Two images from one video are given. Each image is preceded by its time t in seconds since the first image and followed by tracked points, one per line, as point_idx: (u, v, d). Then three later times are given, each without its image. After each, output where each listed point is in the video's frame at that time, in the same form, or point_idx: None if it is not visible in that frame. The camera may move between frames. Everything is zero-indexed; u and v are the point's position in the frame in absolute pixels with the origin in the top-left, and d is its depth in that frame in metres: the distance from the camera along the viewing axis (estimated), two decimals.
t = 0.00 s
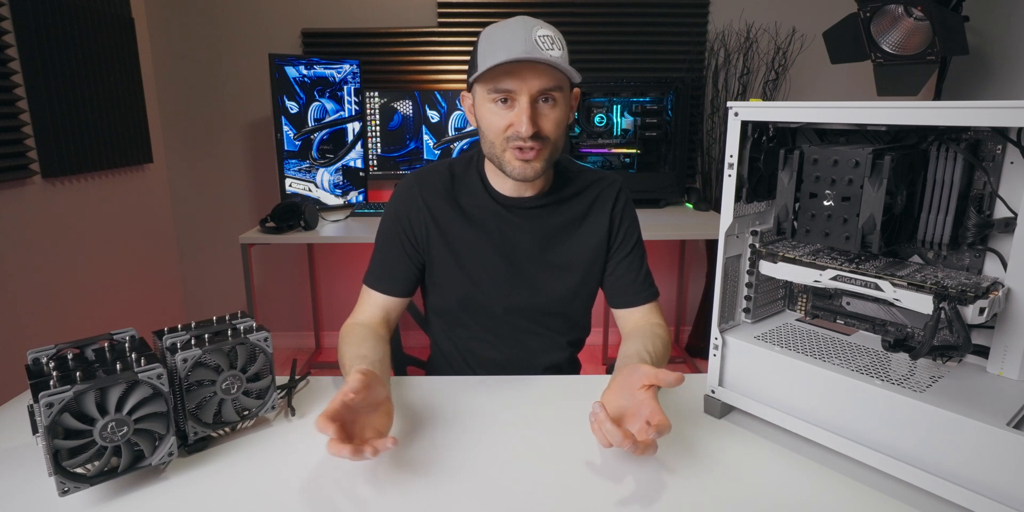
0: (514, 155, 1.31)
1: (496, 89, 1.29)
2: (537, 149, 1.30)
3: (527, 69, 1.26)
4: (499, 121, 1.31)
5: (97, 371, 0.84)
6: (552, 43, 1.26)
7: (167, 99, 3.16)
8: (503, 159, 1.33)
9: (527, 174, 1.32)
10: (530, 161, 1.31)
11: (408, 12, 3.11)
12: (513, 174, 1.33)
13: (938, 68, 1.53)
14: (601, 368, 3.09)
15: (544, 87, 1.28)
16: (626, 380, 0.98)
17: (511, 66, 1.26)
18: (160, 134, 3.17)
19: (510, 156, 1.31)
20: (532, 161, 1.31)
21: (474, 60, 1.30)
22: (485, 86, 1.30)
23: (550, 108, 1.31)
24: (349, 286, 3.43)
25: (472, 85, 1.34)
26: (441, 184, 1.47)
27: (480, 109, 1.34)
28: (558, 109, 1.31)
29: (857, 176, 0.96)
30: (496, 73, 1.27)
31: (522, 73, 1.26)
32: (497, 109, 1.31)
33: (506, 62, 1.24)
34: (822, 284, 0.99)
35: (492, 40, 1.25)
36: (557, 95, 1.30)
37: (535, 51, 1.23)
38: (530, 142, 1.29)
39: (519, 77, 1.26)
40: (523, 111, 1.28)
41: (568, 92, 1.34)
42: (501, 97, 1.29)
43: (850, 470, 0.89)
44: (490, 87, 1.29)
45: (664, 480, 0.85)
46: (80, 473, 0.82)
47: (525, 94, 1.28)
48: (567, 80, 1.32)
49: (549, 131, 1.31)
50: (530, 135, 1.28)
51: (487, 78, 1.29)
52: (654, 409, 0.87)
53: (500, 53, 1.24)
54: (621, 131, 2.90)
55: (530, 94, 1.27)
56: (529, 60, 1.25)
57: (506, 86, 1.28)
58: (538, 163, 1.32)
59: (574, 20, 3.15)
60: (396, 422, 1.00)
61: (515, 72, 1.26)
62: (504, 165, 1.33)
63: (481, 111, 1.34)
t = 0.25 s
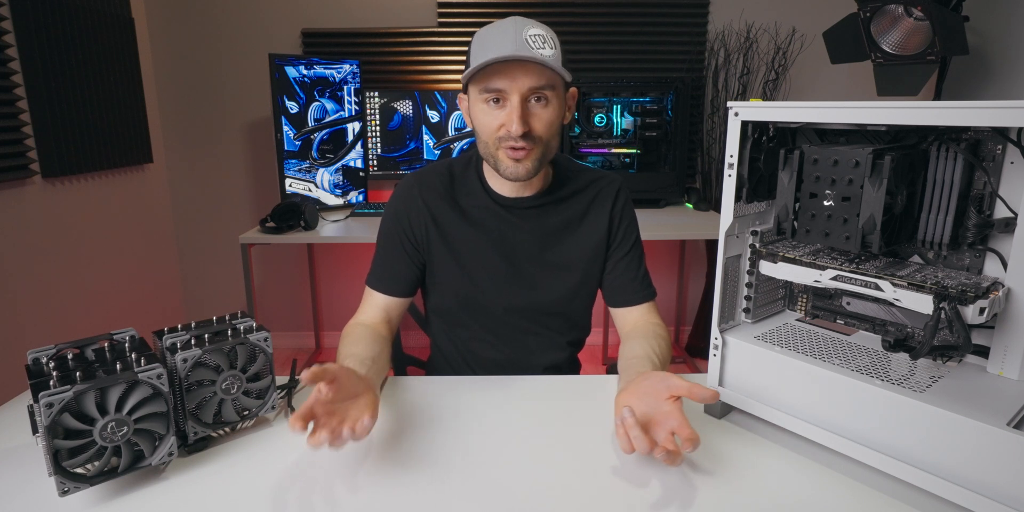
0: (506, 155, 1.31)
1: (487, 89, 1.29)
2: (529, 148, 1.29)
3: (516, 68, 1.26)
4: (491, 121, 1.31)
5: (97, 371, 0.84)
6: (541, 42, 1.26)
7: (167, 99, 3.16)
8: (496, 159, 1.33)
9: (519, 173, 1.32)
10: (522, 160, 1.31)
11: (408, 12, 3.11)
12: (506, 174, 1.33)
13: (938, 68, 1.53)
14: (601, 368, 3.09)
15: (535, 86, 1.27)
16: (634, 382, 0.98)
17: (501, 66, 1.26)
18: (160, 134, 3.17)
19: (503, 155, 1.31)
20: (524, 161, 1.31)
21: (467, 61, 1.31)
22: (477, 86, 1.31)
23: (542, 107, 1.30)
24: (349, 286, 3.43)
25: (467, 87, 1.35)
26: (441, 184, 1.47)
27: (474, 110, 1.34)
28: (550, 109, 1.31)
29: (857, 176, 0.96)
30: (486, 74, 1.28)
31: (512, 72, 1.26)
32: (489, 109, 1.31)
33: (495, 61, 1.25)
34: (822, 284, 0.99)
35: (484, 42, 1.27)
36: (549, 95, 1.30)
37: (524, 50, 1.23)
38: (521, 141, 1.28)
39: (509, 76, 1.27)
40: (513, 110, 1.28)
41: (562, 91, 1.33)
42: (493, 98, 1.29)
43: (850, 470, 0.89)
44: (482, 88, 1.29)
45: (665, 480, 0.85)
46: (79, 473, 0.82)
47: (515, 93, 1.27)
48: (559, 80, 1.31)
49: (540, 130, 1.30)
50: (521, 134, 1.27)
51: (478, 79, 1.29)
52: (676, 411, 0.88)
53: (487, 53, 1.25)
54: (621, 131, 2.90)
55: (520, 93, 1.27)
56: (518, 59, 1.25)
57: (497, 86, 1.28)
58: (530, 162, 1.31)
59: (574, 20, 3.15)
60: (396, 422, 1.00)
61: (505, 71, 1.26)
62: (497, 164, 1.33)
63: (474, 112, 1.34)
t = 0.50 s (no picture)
0: (503, 155, 1.31)
1: (483, 90, 1.29)
2: (525, 149, 1.30)
3: (511, 68, 1.25)
4: (487, 122, 1.31)
5: (97, 371, 0.84)
6: (536, 42, 1.25)
7: (167, 99, 3.16)
8: (492, 160, 1.33)
9: (516, 174, 1.32)
10: (518, 160, 1.31)
11: (408, 12, 3.11)
12: (503, 174, 1.34)
13: (938, 68, 1.54)
14: (601, 368, 3.09)
15: (530, 86, 1.27)
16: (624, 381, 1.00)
17: (496, 67, 1.26)
18: (160, 135, 3.17)
19: (500, 156, 1.31)
20: (521, 161, 1.31)
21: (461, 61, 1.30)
22: (473, 87, 1.30)
23: (537, 107, 1.30)
24: (349, 286, 3.43)
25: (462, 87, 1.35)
26: (441, 184, 1.47)
27: (469, 110, 1.34)
28: (546, 108, 1.30)
29: (857, 176, 0.96)
30: (481, 75, 1.27)
31: (507, 72, 1.26)
32: (485, 110, 1.31)
33: (490, 62, 1.24)
34: (822, 284, 0.99)
35: (478, 42, 1.26)
36: (545, 94, 1.29)
37: (518, 50, 1.23)
38: (517, 142, 1.28)
39: (504, 77, 1.26)
40: (509, 111, 1.28)
41: (557, 90, 1.32)
42: (488, 98, 1.29)
43: (850, 470, 0.89)
44: (477, 89, 1.29)
45: (664, 480, 0.85)
46: (79, 473, 0.82)
47: (510, 94, 1.27)
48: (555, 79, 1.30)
49: (536, 130, 1.30)
50: (517, 135, 1.28)
51: (474, 79, 1.29)
52: (659, 405, 0.90)
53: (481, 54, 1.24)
54: (621, 131, 2.90)
55: (516, 94, 1.27)
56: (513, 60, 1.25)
57: (492, 87, 1.28)
58: (526, 163, 1.31)
59: (574, 21, 3.15)
60: (395, 421, 1.00)
61: (500, 72, 1.26)
62: (495, 165, 1.33)
63: (470, 112, 1.34)
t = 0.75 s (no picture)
0: (504, 152, 1.31)
1: (483, 87, 1.29)
2: (526, 145, 1.29)
3: (511, 64, 1.26)
4: (487, 119, 1.31)
5: (97, 371, 0.84)
6: (536, 39, 1.25)
7: (167, 99, 3.16)
8: (494, 156, 1.33)
9: (517, 171, 1.32)
10: (519, 157, 1.31)
11: (408, 12, 3.11)
12: (504, 171, 1.33)
13: (938, 68, 1.54)
14: (601, 368, 3.09)
15: (530, 82, 1.27)
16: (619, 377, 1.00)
17: (496, 63, 1.26)
18: (160, 134, 3.17)
19: (500, 153, 1.31)
20: (522, 158, 1.31)
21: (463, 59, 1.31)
22: (473, 84, 1.31)
23: (537, 103, 1.29)
24: (348, 286, 3.43)
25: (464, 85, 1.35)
26: (441, 183, 1.47)
27: (471, 107, 1.35)
28: (546, 104, 1.30)
29: (857, 176, 0.96)
30: (482, 71, 1.28)
31: (507, 68, 1.26)
32: (485, 106, 1.31)
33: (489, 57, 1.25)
34: (822, 284, 0.99)
35: (479, 39, 1.27)
36: (545, 90, 1.29)
37: (518, 45, 1.23)
38: (518, 137, 1.28)
39: (504, 73, 1.27)
40: (509, 106, 1.28)
41: (558, 86, 1.32)
42: (488, 95, 1.30)
43: (850, 470, 0.89)
44: (477, 85, 1.29)
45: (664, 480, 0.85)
46: (79, 473, 0.82)
47: (510, 89, 1.27)
48: (555, 75, 1.30)
49: (536, 126, 1.29)
50: (517, 131, 1.28)
51: (475, 76, 1.29)
52: (651, 399, 0.90)
53: (480, 50, 1.25)
54: (621, 131, 2.90)
55: (516, 90, 1.27)
56: (513, 56, 1.25)
57: (492, 83, 1.28)
58: (527, 159, 1.31)
59: (574, 21, 3.15)
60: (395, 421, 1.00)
61: (499, 68, 1.26)
62: (496, 162, 1.33)
63: (472, 110, 1.34)
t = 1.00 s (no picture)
0: (497, 150, 1.31)
1: (477, 87, 1.30)
2: (519, 143, 1.29)
3: (504, 64, 1.26)
4: (482, 118, 1.32)
5: (97, 371, 0.84)
6: (530, 39, 1.24)
7: (167, 99, 3.16)
8: (489, 155, 1.33)
9: (511, 169, 1.32)
10: (513, 156, 1.31)
11: (408, 12, 3.11)
12: (499, 170, 1.33)
13: (938, 68, 1.54)
14: (601, 368, 3.09)
15: (522, 81, 1.27)
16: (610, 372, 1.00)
17: (490, 63, 1.27)
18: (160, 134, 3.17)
19: (495, 152, 1.31)
20: (515, 156, 1.30)
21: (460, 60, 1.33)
22: (469, 84, 1.32)
23: (531, 102, 1.29)
24: (348, 286, 3.43)
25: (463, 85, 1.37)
26: (443, 182, 1.47)
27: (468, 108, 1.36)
28: (540, 104, 1.30)
29: (857, 176, 0.96)
30: (478, 71, 1.29)
31: (500, 68, 1.27)
32: (480, 106, 1.31)
33: (482, 56, 1.26)
34: (822, 284, 0.99)
35: (476, 39, 1.28)
36: (538, 90, 1.29)
37: (509, 46, 1.23)
38: (510, 136, 1.28)
39: (497, 73, 1.27)
40: (502, 106, 1.28)
41: (553, 86, 1.31)
42: (483, 94, 1.30)
43: (850, 470, 0.89)
44: (473, 85, 1.30)
45: (665, 480, 0.85)
46: (79, 472, 0.82)
47: (502, 89, 1.28)
48: (550, 75, 1.30)
49: (529, 125, 1.29)
50: (510, 130, 1.28)
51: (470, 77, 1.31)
52: (637, 400, 0.89)
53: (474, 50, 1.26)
54: (621, 131, 2.90)
55: (508, 90, 1.27)
56: (506, 56, 1.26)
57: (487, 82, 1.29)
58: (521, 158, 1.31)
59: (574, 21, 3.15)
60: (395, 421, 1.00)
61: (493, 68, 1.27)
62: (491, 161, 1.33)
63: (469, 110, 1.36)
